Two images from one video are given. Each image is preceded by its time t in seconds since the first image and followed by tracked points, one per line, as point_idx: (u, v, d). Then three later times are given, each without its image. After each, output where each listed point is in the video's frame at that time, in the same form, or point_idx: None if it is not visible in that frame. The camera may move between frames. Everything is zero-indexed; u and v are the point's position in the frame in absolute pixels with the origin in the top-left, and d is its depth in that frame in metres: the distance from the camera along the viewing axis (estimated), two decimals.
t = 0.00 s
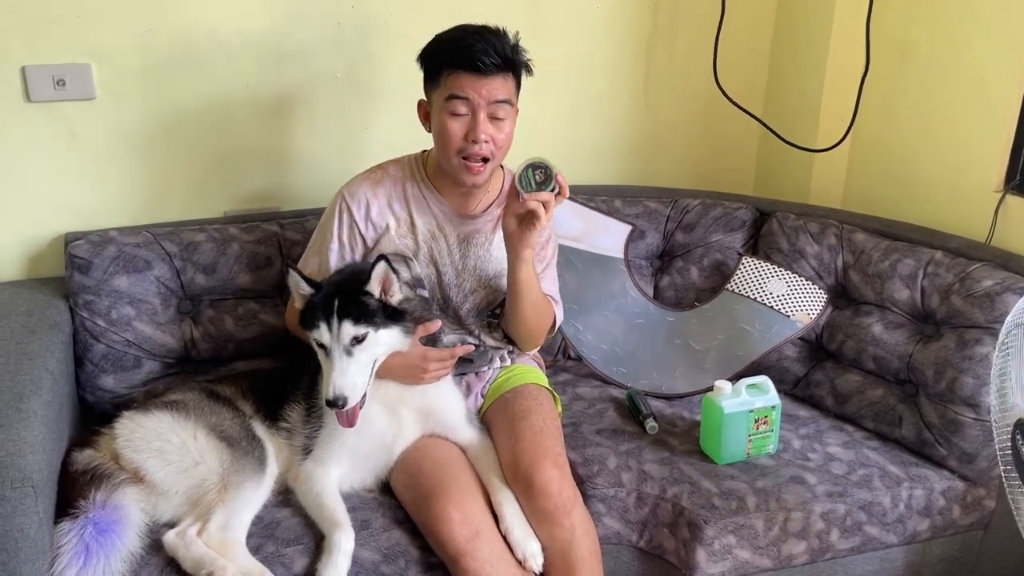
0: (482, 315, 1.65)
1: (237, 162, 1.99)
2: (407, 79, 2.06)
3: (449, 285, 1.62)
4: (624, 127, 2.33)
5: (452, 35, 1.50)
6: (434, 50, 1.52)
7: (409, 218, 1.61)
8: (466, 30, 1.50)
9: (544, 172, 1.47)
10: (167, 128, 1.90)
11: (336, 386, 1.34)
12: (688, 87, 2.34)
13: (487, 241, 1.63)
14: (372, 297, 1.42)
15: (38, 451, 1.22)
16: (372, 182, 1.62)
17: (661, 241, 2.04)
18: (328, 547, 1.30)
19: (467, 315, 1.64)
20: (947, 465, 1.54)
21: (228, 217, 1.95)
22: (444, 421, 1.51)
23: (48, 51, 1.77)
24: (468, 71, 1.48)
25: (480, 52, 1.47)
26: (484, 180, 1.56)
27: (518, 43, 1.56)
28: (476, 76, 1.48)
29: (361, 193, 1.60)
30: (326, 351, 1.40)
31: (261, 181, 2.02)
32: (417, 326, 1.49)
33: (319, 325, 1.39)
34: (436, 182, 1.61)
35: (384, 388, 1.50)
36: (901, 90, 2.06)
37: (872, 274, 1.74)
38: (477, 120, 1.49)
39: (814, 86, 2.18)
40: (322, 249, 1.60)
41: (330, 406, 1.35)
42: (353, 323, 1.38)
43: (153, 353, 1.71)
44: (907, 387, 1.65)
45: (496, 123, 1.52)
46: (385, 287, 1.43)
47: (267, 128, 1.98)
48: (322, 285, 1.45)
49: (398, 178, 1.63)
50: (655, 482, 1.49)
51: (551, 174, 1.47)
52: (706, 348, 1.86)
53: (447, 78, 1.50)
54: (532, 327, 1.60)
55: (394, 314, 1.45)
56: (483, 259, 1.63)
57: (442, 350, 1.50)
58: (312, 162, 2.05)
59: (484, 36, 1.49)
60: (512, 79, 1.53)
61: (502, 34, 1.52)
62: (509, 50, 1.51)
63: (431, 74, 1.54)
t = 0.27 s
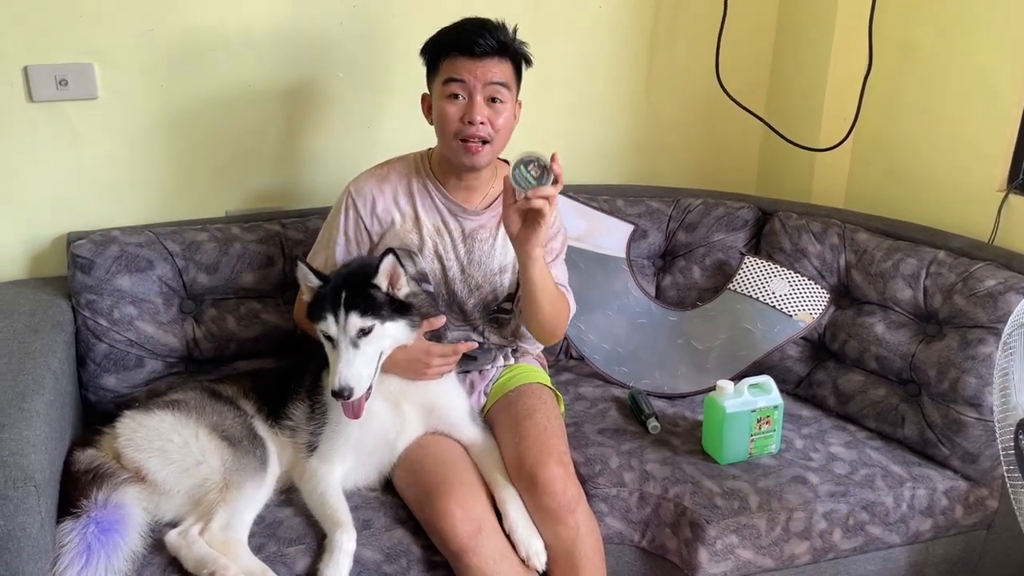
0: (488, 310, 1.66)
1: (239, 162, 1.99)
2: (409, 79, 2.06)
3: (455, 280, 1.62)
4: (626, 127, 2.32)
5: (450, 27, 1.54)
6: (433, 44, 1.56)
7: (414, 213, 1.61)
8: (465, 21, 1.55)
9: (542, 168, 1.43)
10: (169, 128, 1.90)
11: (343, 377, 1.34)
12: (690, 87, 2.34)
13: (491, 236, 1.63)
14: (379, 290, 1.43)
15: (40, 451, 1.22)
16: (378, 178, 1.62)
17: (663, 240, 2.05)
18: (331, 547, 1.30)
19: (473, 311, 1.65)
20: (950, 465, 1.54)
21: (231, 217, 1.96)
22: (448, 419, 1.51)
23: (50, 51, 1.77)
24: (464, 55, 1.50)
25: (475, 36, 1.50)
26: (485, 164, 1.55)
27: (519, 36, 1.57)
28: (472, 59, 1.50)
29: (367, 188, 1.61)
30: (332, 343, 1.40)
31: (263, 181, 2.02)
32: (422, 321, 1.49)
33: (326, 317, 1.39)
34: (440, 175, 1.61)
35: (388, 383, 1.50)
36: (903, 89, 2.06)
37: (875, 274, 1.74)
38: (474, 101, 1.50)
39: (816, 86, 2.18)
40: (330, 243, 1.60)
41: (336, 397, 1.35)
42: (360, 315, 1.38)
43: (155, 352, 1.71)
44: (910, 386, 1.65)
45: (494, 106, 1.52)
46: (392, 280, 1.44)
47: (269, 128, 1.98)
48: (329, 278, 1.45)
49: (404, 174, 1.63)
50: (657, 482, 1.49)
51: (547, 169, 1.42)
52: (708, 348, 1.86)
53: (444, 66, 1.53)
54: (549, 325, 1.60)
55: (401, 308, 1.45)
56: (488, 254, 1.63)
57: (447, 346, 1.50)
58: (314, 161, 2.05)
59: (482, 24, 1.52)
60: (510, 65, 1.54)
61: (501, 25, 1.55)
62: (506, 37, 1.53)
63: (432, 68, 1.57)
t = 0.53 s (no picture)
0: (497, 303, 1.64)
1: (242, 161, 1.99)
2: (412, 78, 2.06)
3: (460, 278, 1.62)
4: (628, 126, 2.32)
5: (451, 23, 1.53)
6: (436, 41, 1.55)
7: (417, 211, 1.60)
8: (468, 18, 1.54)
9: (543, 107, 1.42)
10: (172, 127, 1.90)
11: (342, 374, 1.34)
12: (692, 86, 2.34)
13: (495, 232, 1.62)
14: (380, 288, 1.42)
15: (43, 450, 1.22)
16: (381, 176, 1.62)
17: (665, 239, 2.04)
18: (333, 547, 1.30)
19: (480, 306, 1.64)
20: (952, 464, 1.54)
21: (233, 216, 1.96)
22: (449, 419, 1.51)
23: (53, 50, 1.77)
24: (465, 54, 1.50)
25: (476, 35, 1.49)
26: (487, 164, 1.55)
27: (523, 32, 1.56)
28: (473, 58, 1.50)
29: (370, 186, 1.61)
30: (333, 341, 1.40)
31: (265, 180, 2.02)
32: (422, 322, 1.49)
33: (327, 315, 1.39)
34: (443, 173, 1.61)
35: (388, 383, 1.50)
36: (905, 88, 2.05)
37: (877, 273, 1.74)
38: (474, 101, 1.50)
39: (818, 85, 2.18)
40: (331, 241, 1.61)
41: (335, 395, 1.35)
42: (360, 313, 1.38)
43: (158, 351, 1.71)
44: (912, 386, 1.65)
45: (496, 104, 1.52)
46: (393, 278, 1.44)
47: (272, 127, 1.99)
48: (332, 276, 1.46)
49: (407, 172, 1.63)
50: (659, 481, 1.49)
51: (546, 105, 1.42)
52: (710, 347, 1.86)
53: (445, 64, 1.52)
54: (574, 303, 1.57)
55: (402, 307, 1.45)
56: (493, 250, 1.62)
57: (448, 347, 1.50)
58: (317, 161, 2.05)
59: (484, 22, 1.51)
60: (513, 62, 1.53)
61: (503, 22, 1.54)
62: (508, 34, 1.51)
63: (434, 65, 1.57)
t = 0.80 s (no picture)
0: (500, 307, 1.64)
1: (244, 160, 1.99)
2: (414, 77, 2.06)
3: (462, 282, 1.62)
4: (631, 125, 2.32)
5: (460, 30, 1.49)
6: (443, 47, 1.51)
7: (419, 216, 1.61)
8: (478, 24, 1.49)
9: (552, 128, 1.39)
10: (174, 126, 1.91)
11: (348, 386, 1.34)
12: (694, 85, 2.34)
13: (497, 236, 1.62)
14: (384, 297, 1.43)
15: (46, 448, 1.22)
16: (383, 180, 1.62)
17: (667, 238, 2.04)
18: (336, 544, 1.30)
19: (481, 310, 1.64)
20: (954, 463, 1.54)
21: (236, 215, 1.96)
22: (451, 421, 1.51)
23: (56, 49, 1.77)
24: (473, 66, 1.46)
25: (486, 47, 1.45)
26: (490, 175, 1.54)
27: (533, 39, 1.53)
28: (481, 70, 1.46)
29: (372, 191, 1.61)
30: (337, 352, 1.40)
31: (268, 178, 2.03)
32: (427, 328, 1.50)
33: (330, 326, 1.39)
34: (445, 179, 1.61)
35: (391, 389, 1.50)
36: (908, 87, 2.05)
37: (879, 272, 1.74)
38: (481, 115, 1.48)
39: (820, 84, 2.18)
40: (333, 245, 1.60)
41: (341, 406, 1.35)
42: (365, 324, 1.38)
43: (160, 350, 1.72)
44: (914, 385, 1.65)
45: (502, 117, 1.49)
46: (397, 288, 1.44)
47: (274, 125, 1.99)
48: (333, 284, 1.45)
49: (409, 177, 1.63)
50: (661, 479, 1.49)
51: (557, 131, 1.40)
52: (712, 346, 1.86)
53: (452, 73, 1.49)
54: (591, 302, 1.55)
55: (405, 316, 1.45)
56: (495, 254, 1.62)
57: (450, 355, 1.50)
58: (319, 159, 2.05)
59: (494, 31, 1.47)
60: (521, 73, 1.50)
61: (515, 30, 1.49)
62: (519, 46, 1.48)
63: (440, 71, 1.53)
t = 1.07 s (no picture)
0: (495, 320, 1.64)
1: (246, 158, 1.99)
2: (416, 75, 2.06)
3: (459, 291, 1.62)
4: (632, 123, 2.32)
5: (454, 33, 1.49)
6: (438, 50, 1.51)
7: (419, 222, 1.60)
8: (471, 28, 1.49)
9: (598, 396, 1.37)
10: (176, 124, 1.91)
11: (352, 402, 1.35)
12: (696, 83, 2.34)
13: (497, 249, 1.61)
14: (383, 308, 1.42)
15: (47, 446, 1.22)
16: (383, 183, 1.61)
17: (669, 237, 2.04)
18: (338, 543, 1.30)
19: (478, 319, 1.64)
20: (955, 462, 1.54)
21: (237, 213, 1.96)
22: (451, 423, 1.52)
23: (58, 47, 1.77)
24: (465, 70, 1.46)
25: (478, 51, 1.45)
26: (487, 181, 1.54)
27: (528, 41, 1.51)
28: (474, 75, 1.46)
29: (372, 194, 1.60)
30: (337, 364, 1.40)
31: (269, 176, 2.03)
32: (426, 336, 1.49)
33: (330, 339, 1.38)
34: (445, 185, 1.61)
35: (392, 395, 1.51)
36: (910, 85, 2.05)
37: (881, 271, 1.74)
38: (473, 119, 1.47)
39: (822, 82, 2.18)
40: (332, 248, 1.59)
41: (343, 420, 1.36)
42: (365, 337, 1.38)
43: (162, 348, 1.72)
44: (916, 383, 1.64)
45: (496, 121, 1.49)
46: (396, 298, 1.43)
47: (276, 124, 1.99)
48: (330, 295, 1.44)
49: (409, 182, 1.62)
50: (663, 478, 1.49)
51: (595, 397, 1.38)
52: (713, 345, 1.86)
53: (446, 77, 1.49)
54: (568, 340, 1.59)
55: (405, 325, 1.45)
56: (494, 266, 1.62)
57: (449, 362, 1.48)
58: (321, 158, 2.05)
59: (486, 35, 1.46)
60: (516, 77, 1.49)
61: (508, 33, 1.48)
62: (512, 48, 1.47)
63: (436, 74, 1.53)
